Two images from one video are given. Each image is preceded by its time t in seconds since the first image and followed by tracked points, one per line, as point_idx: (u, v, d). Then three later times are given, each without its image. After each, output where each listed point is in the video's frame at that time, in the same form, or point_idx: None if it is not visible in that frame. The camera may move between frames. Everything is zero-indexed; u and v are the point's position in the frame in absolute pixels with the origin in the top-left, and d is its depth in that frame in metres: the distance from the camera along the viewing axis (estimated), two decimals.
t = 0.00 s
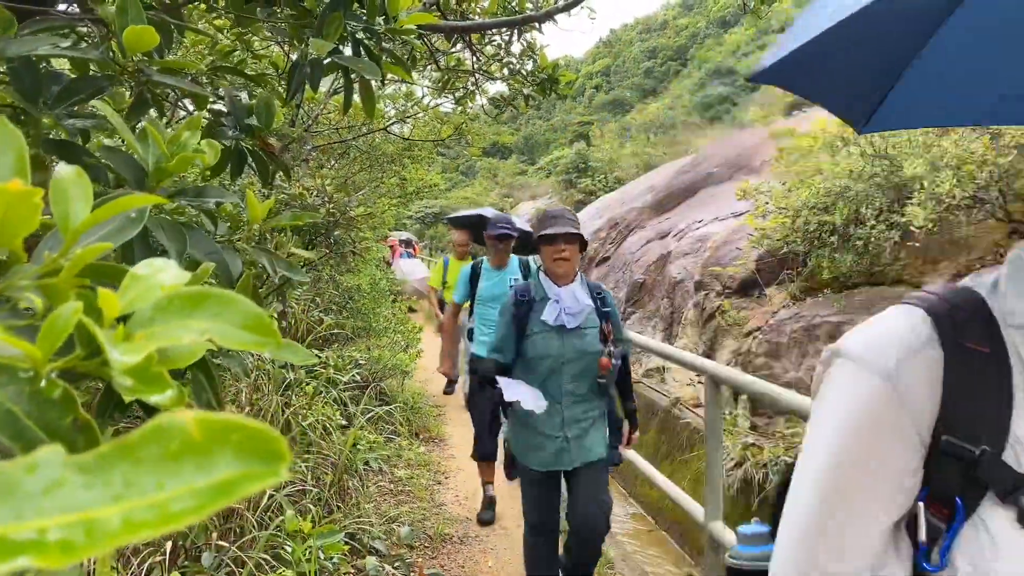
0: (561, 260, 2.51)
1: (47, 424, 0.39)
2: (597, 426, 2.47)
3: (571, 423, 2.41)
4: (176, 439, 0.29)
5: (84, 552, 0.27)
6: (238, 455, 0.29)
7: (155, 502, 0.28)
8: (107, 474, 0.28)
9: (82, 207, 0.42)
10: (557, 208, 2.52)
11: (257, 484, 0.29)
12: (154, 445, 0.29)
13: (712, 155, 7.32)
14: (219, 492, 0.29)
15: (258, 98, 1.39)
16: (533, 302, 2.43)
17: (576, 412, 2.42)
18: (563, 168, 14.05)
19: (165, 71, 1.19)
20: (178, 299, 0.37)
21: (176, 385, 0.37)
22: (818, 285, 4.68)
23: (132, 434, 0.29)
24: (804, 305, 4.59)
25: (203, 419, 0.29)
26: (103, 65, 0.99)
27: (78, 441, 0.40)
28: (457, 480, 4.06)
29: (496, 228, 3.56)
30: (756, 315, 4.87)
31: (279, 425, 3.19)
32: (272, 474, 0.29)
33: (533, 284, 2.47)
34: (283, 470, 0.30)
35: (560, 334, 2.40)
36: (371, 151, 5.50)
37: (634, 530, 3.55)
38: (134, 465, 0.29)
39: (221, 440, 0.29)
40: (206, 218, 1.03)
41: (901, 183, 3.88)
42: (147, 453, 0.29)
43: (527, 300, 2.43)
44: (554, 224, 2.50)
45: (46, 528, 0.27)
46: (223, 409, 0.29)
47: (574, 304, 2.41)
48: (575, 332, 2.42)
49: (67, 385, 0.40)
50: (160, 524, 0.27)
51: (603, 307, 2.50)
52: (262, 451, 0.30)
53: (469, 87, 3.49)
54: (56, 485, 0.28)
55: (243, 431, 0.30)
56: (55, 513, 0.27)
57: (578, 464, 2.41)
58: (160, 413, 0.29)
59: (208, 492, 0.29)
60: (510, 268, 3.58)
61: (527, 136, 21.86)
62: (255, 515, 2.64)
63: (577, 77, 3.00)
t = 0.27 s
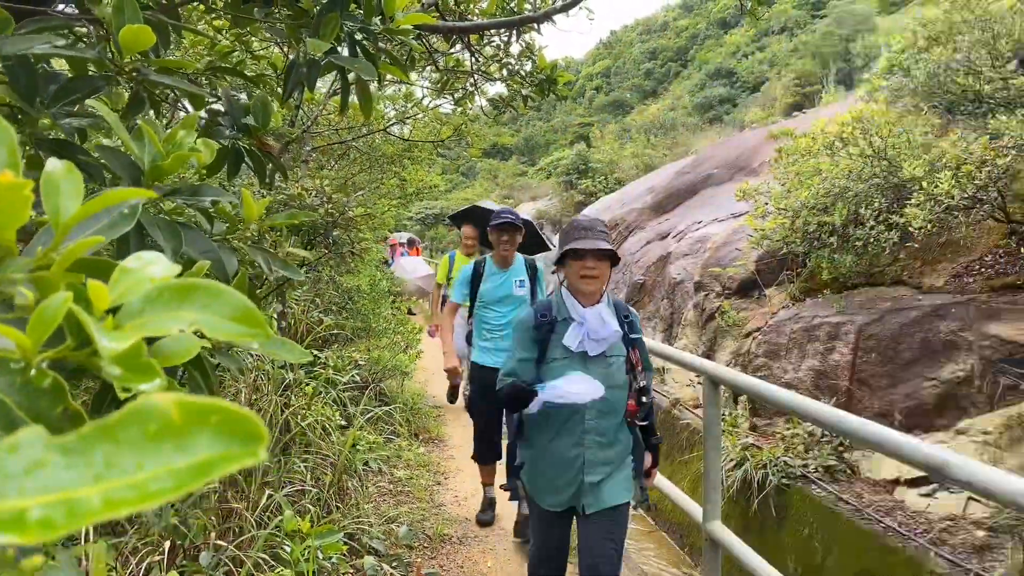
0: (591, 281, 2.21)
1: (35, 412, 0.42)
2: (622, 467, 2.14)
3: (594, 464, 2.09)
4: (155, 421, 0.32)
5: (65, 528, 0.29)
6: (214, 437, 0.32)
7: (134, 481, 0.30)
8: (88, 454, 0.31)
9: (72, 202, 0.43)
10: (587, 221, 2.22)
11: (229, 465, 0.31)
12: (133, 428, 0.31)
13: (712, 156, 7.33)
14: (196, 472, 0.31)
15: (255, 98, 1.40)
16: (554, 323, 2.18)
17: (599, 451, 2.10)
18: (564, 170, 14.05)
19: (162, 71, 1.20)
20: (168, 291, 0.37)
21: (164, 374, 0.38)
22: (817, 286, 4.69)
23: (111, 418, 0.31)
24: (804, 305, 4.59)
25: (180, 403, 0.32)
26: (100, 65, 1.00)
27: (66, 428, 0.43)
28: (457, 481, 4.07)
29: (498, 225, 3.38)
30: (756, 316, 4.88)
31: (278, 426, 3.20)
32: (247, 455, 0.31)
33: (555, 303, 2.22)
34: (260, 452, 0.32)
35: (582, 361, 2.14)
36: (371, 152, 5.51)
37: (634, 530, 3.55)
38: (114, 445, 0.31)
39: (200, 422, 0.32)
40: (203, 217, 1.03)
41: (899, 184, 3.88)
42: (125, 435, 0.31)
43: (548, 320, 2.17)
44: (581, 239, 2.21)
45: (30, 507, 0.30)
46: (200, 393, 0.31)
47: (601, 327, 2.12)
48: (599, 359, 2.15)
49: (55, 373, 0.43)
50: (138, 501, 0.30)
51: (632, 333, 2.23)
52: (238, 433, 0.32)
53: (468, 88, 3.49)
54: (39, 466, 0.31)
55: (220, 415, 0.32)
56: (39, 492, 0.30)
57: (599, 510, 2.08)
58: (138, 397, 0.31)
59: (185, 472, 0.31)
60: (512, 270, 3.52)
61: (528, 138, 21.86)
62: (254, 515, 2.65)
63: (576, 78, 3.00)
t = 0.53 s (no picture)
0: (631, 274, 1.92)
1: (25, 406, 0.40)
2: (648, 492, 1.90)
3: (613, 484, 1.86)
4: (134, 405, 0.31)
5: (45, 510, 0.29)
6: (194, 420, 0.31)
7: (113, 463, 0.30)
8: (67, 437, 0.30)
9: (63, 198, 0.44)
10: (633, 207, 1.93)
11: (211, 447, 0.31)
12: (112, 411, 0.31)
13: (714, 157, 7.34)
14: (175, 454, 0.30)
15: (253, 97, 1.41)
16: (580, 319, 1.94)
17: (622, 469, 1.87)
18: (566, 170, 14.07)
19: (161, 71, 1.21)
20: (156, 284, 0.38)
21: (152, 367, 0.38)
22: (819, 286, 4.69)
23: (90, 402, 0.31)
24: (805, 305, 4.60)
25: (160, 386, 0.31)
26: (99, 65, 1.01)
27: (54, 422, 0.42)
28: (458, 481, 4.07)
29: (525, 225, 3.23)
30: (757, 316, 4.88)
31: (279, 425, 3.21)
32: (227, 438, 0.31)
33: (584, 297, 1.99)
34: (238, 436, 0.32)
35: (610, 365, 1.88)
36: (373, 153, 5.53)
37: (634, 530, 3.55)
38: (93, 428, 0.30)
39: (179, 405, 0.31)
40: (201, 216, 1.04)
41: (901, 184, 3.87)
42: (105, 418, 0.30)
43: (574, 316, 1.94)
44: (623, 225, 1.92)
45: (9, 487, 0.29)
46: (177, 377, 0.31)
47: (635, 331, 1.88)
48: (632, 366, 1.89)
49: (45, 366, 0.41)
50: (117, 481, 0.29)
51: (671, 341, 1.95)
52: (217, 417, 0.32)
53: (469, 88, 3.50)
54: (18, 448, 0.30)
55: (200, 399, 0.32)
56: (17, 473, 0.29)
57: (620, 541, 1.85)
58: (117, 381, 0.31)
59: (164, 454, 0.30)
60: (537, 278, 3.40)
61: (530, 138, 21.89)
62: (255, 514, 2.66)
63: (576, 78, 3.00)
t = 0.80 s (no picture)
0: (665, 296, 1.60)
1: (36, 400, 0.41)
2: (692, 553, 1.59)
3: (660, 552, 1.56)
4: (145, 395, 0.32)
5: (60, 495, 0.30)
6: (202, 409, 0.33)
7: (125, 452, 0.31)
8: (81, 426, 0.31)
9: (71, 196, 0.44)
10: (666, 216, 1.61)
11: (218, 435, 0.32)
12: (123, 402, 0.32)
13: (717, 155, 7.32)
14: (184, 442, 0.32)
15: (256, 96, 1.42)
16: (605, 352, 1.63)
17: (668, 533, 1.57)
18: (568, 168, 14.06)
19: (165, 69, 1.21)
20: (163, 280, 0.39)
21: (160, 360, 0.39)
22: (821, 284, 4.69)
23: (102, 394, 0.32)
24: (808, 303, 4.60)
25: (169, 378, 0.33)
26: (104, 65, 1.02)
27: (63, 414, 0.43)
28: (460, 478, 4.09)
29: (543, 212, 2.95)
30: (760, 314, 4.88)
31: (282, 422, 3.22)
32: (233, 427, 0.33)
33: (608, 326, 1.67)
34: (244, 425, 0.34)
35: (645, 410, 1.59)
36: (376, 151, 5.54)
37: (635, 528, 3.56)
38: (106, 418, 0.31)
39: (188, 396, 0.33)
40: (204, 214, 1.05)
41: (904, 183, 3.87)
42: (116, 409, 0.32)
43: (597, 348, 1.63)
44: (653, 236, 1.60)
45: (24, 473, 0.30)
46: (185, 368, 0.32)
47: (673, 365, 1.57)
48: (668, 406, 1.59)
49: (56, 358, 0.42)
50: (129, 467, 0.30)
51: (717, 371, 1.63)
52: (224, 406, 0.33)
53: (471, 87, 3.50)
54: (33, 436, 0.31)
55: (208, 390, 0.33)
56: (32, 460, 0.31)
57: None
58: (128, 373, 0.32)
59: (172, 443, 0.32)
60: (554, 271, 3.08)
61: (533, 136, 21.87)
62: (258, 510, 2.67)
63: (578, 77, 3.01)
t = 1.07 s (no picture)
0: (722, 285, 1.36)
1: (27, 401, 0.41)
2: None
3: None
4: (136, 400, 0.32)
5: (52, 500, 0.29)
6: (193, 414, 0.33)
7: (117, 457, 0.31)
8: (72, 431, 0.30)
9: (63, 196, 0.44)
10: (720, 186, 1.39)
11: (211, 441, 0.33)
12: (115, 407, 0.31)
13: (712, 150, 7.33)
14: (175, 447, 0.32)
15: (250, 92, 1.41)
16: (649, 356, 1.36)
17: None
18: (563, 164, 14.06)
19: (159, 67, 1.21)
20: (157, 281, 0.38)
21: (153, 363, 0.39)
22: (816, 280, 4.71)
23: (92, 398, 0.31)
24: (802, 299, 4.62)
25: (162, 381, 0.32)
26: (96, 60, 1.01)
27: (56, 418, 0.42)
28: (456, 474, 4.09)
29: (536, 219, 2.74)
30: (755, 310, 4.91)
31: (278, 418, 3.22)
32: (225, 433, 0.33)
33: (646, 324, 1.40)
34: (235, 429, 0.34)
35: (704, 423, 1.34)
36: (371, 146, 5.52)
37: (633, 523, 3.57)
38: (98, 423, 0.31)
39: (179, 401, 0.32)
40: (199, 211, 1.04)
41: (898, 178, 3.87)
42: (108, 414, 0.31)
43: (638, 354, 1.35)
44: (702, 212, 1.37)
45: (18, 480, 0.29)
46: (180, 373, 0.32)
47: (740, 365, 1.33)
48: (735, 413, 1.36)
49: (47, 360, 0.42)
50: (122, 474, 0.30)
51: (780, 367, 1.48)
52: (218, 411, 0.33)
53: (467, 82, 3.49)
54: (25, 441, 0.30)
55: (200, 395, 0.33)
56: (25, 466, 0.30)
57: None
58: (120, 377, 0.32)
59: (165, 446, 0.32)
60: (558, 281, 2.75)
61: (528, 132, 21.87)
62: (253, 507, 2.67)
63: (573, 73, 3.00)
